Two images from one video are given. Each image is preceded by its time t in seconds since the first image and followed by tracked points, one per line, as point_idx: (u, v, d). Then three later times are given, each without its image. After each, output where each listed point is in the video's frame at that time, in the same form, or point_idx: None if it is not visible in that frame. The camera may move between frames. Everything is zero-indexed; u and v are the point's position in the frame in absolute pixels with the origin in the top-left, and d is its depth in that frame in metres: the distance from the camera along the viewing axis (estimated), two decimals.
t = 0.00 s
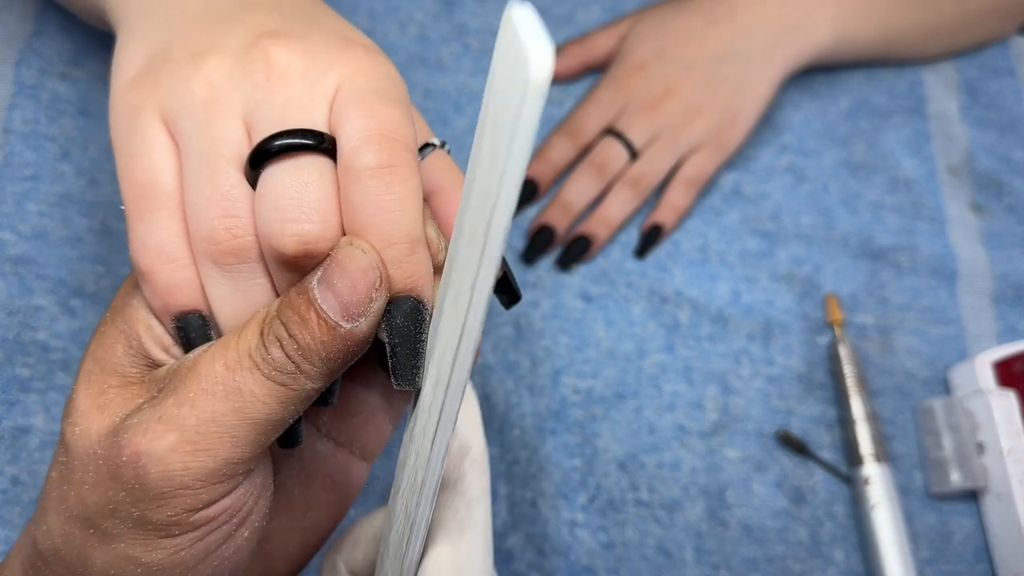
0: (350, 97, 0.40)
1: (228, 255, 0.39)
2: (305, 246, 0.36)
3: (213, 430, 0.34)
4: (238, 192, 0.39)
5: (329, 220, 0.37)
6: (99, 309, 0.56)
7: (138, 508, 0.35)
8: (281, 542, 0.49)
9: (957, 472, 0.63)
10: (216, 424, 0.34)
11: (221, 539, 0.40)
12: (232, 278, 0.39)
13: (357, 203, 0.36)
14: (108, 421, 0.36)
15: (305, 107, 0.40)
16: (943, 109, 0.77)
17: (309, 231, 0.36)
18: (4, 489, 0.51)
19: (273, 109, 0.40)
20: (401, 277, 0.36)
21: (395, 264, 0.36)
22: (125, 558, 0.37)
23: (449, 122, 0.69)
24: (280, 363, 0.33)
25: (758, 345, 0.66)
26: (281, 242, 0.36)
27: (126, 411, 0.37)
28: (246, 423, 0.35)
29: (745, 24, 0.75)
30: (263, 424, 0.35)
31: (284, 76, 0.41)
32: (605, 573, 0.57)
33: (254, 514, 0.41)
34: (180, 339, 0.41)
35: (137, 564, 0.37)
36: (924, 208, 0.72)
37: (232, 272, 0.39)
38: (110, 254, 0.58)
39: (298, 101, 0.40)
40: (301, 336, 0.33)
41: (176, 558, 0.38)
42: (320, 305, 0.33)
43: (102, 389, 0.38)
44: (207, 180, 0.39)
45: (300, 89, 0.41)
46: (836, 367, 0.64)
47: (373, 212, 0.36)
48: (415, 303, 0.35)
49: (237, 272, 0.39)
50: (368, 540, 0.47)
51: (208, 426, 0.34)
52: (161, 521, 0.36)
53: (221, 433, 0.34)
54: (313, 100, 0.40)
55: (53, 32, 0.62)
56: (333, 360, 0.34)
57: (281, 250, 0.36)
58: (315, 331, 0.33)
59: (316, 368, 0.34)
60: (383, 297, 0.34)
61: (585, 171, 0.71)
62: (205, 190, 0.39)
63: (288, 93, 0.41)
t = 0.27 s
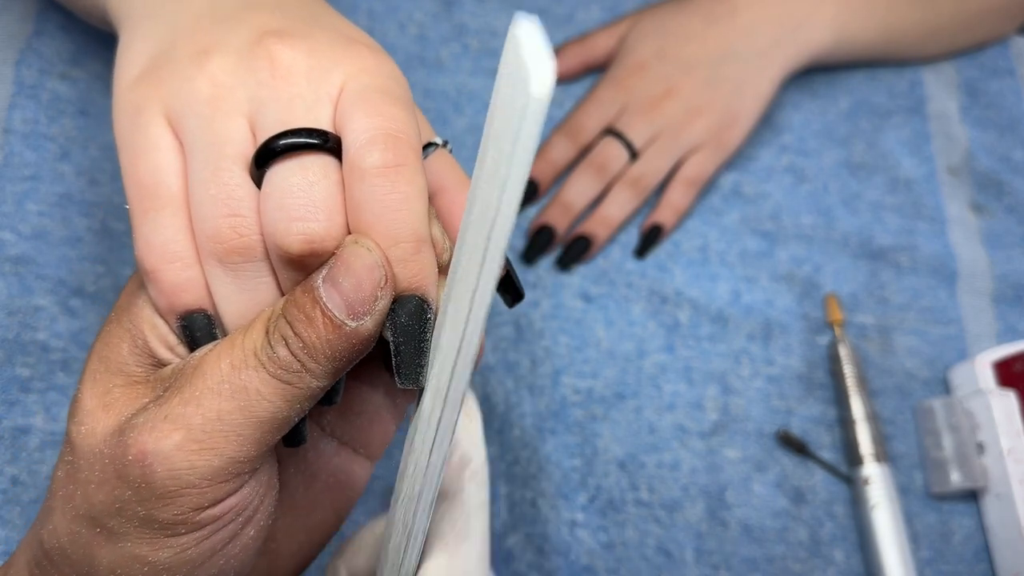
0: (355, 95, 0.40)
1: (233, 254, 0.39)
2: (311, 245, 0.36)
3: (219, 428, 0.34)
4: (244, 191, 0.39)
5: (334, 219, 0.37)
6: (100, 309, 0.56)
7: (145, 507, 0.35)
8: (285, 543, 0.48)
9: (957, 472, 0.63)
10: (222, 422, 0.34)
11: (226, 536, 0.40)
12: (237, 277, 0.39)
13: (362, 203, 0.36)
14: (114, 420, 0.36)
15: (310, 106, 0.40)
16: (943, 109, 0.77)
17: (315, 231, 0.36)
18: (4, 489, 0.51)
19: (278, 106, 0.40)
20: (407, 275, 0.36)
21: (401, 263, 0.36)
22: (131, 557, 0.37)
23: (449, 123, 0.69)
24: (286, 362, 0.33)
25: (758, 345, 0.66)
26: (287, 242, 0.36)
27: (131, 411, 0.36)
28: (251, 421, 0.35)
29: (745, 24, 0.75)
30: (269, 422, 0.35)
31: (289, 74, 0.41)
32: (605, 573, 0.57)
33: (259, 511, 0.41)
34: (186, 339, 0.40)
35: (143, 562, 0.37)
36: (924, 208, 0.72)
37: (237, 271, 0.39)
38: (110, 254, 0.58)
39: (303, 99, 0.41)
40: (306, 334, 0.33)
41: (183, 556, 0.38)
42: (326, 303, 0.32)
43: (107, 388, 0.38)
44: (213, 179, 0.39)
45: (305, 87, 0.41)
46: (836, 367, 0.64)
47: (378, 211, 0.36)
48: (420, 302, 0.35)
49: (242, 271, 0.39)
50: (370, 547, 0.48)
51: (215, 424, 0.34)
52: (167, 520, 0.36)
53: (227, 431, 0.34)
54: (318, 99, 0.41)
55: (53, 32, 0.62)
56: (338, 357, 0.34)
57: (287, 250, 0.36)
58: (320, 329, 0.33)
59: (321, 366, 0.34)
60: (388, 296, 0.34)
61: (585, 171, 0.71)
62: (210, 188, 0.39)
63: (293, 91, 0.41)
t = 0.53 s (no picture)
0: (360, 100, 0.40)
1: (237, 258, 0.39)
2: (315, 249, 0.36)
3: (222, 430, 0.34)
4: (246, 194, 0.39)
5: (338, 223, 0.37)
6: (100, 309, 0.56)
7: (149, 510, 0.35)
8: (287, 544, 0.48)
9: (957, 473, 0.63)
10: (225, 425, 0.34)
11: (230, 539, 0.40)
12: (240, 281, 0.39)
13: (366, 206, 0.36)
14: (117, 424, 0.36)
15: (313, 110, 0.40)
16: (943, 109, 0.77)
17: (319, 234, 0.36)
18: (4, 490, 0.51)
19: (282, 111, 0.40)
20: (410, 280, 0.36)
21: (405, 267, 0.36)
22: (135, 559, 0.37)
23: (449, 122, 0.69)
24: (289, 365, 0.33)
25: (758, 345, 0.66)
26: (291, 245, 0.36)
27: (135, 414, 0.36)
28: (255, 424, 0.35)
29: (745, 24, 0.75)
30: (271, 425, 0.35)
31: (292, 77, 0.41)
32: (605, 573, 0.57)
33: (263, 514, 0.41)
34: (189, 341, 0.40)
35: (147, 565, 0.37)
36: (924, 208, 0.72)
37: (240, 274, 0.39)
38: (110, 254, 0.58)
39: (306, 103, 0.40)
40: (310, 337, 0.33)
41: (187, 559, 0.38)
42: (330, 306, 0.33)
43: (111, 391, 0.38)
44: (216, 183, 0.39)
45: (308, 91, 0.41)
46: (836, 367, 0.64)
47: (382, 215, 0.36)
48: (423, 306, 0.35)
49: (246, 275, 0.39)
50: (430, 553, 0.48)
51: (217, 426, 0.34)
52: (172, 523, 0.36)
53: (230, 433, 0.34)
54: (321, 103, 0.40)
55: (53, 32, 0.62)
56: (342, 360, 0.34)
57: (291, 253, 0.36)
58: (323, 332, 0.33)
59: (325, 369, 0.34)
60: (392, 299, 0.34)
61: (585, 171, 0.71)
62: (213, 192, 0.39)
63: (296, 94, 0.41)
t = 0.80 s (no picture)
0: (356, 101, 0.40)
1: (230, 258, 0.39)
2: (307, 248, 0.36)
3: (210, 430, 0.34)
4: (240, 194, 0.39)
5: (331, 223, 0.37)
6: (100, 309, 0.56)
7: (138, 511, 0.35)
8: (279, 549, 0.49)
9: (957, 472, 0.63)
10: (214, 425, 0.34)
11: (221, 542, 0.40)
12: (234, 282, 0.39)
13: (359, 206, 0.36)
14: (109, 423, 0.36)
15: (309, 112, 0.40)
16: (943, 109, 0.77)
17: (311, 234, 0.36)
18: (4, 490, 0.51)
19: (279, 112, 0.40)
20: (400, 281, 0.36)
21: (395, 267, 0.36)
22: (124, 560, 0.37)
23: (449, 122, 0.69)
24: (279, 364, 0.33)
25: (758, 345, 0.66)
26: (283, 244, 0.36)
27: (126, 415, 0.37)
28: (244, 425, 0.34)
29: (745, 24, 0.75)
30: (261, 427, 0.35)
31: (289, 79, 0.41)
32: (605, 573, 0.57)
33: (255, 519, 0.42)
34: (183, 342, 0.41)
35: (135, 566, 0.37)
36: (924, 208, 0.72)
37: (234, 275, 0.39)
38: (110, 254, 0.58)
39: (302, 104, 0.40)
40: (299, 337, 0.33)
41: (176, 562, 0.38)
42: (319, 305, 0.33)
43: (105, 392, 0.38)
44: (213, 184, 0.39)
45: (304, 93, 0.41)
46: (836, 367, 0.64)
47: (375, 215, 0.36)
48: (415, 308, 0.36)
49: (239, 275, 0.39)
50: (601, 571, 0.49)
51: (205, 425, 0.34)
52: (161, 524, 0.36)
53: (218, 433, 0.34)
54: (317, 105, 0.40)
55: (53, 32, 0.62)
56: (331, 360, 0.34)
57: (283, 252, 0.36)
58: (312, 331, 0.33)
59: (315, 369, 0.34)
60: (382, 298, 0.34)
61: (585, 171, 0.71)
62: (209, 193, 0.39)
63: (292, 96, 0.40)
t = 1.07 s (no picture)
0: (354, 100, 0.40)
1: (231, 256, 0.39)
2: (307, 248, 0.36)
3: (215, 434, 0.34)
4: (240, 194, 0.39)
5: (331, 223, 0.37)
6: (100, 309, 0.56)
7: (143, 515, 0.36)
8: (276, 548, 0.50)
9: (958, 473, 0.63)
10: (218, 428, 0.34)
11: (224, 543, 0.40)
12: (234, 279, 0.39)
13: (359, 207, 0.36)
14: (113, 426, 0.37)
15: (307, 110, 0.40)
16: (943, 109, 0.77)
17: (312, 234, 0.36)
18: (5, 490, 0.51)
19: (276, 108, 0.40)
20: (400, 280, 0.36)
21: (394, 269, 0.36)
22: (129, 562, 0.38)
23: (449, 122, 0.69)
24: (283, 368, 0.33)
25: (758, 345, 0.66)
26: (284, 244, 0.36)
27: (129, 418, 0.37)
28: (249, 428, 0.34)
29: (745, 24, 0.75)
30: (265, 431, 0.34)
31: (287, 76, 0.41)
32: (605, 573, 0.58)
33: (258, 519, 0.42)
34: (183, 341, 0.41)
35: (141, 568, 0.38)
36: (924, 208, 0.72)
37: (234, 273, 0.39)
38: (111, 254, 0.58)
39: (299, 100, 0.40)
40: (301, 340, 0.33)
41: (181, 563, 0.39)
42: (320, 308, 0.33)
43: (103, 393, 0.39)
44: (211, 183, 0.39)
45: (301, 90, 0.40)
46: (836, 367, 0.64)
47: (374, 216, 0.36)
48: (414, 309, 0.36)
49: (240, 274, 0.39)
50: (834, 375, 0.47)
51: (209, 429, 0.34)
52: (166, 527, 0.36)
53: (222, 436, 0.34)
54: (314, 101, 0.40)
55: (53, 32, 0.62)
56: (334, 363, 0.34)
57: (284, 251, 0.36)
58: (314, 334, 0.33)
59: (317, 372, 0.33)
60: (383, 300, 0.34)
61: (585, 171, 0.71)
62: (208, 191, 0.39)
63: (289, 92, 0.40)
